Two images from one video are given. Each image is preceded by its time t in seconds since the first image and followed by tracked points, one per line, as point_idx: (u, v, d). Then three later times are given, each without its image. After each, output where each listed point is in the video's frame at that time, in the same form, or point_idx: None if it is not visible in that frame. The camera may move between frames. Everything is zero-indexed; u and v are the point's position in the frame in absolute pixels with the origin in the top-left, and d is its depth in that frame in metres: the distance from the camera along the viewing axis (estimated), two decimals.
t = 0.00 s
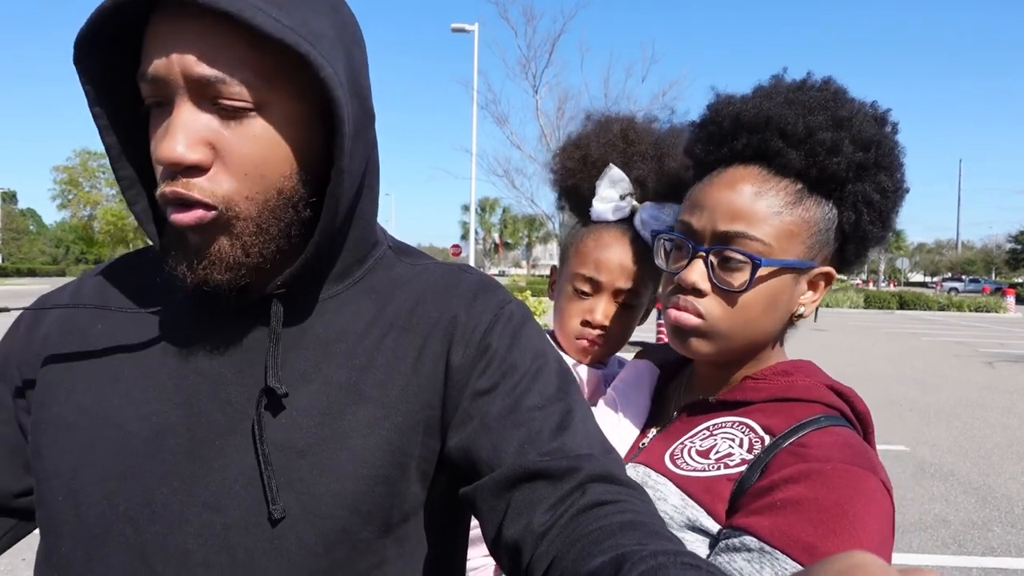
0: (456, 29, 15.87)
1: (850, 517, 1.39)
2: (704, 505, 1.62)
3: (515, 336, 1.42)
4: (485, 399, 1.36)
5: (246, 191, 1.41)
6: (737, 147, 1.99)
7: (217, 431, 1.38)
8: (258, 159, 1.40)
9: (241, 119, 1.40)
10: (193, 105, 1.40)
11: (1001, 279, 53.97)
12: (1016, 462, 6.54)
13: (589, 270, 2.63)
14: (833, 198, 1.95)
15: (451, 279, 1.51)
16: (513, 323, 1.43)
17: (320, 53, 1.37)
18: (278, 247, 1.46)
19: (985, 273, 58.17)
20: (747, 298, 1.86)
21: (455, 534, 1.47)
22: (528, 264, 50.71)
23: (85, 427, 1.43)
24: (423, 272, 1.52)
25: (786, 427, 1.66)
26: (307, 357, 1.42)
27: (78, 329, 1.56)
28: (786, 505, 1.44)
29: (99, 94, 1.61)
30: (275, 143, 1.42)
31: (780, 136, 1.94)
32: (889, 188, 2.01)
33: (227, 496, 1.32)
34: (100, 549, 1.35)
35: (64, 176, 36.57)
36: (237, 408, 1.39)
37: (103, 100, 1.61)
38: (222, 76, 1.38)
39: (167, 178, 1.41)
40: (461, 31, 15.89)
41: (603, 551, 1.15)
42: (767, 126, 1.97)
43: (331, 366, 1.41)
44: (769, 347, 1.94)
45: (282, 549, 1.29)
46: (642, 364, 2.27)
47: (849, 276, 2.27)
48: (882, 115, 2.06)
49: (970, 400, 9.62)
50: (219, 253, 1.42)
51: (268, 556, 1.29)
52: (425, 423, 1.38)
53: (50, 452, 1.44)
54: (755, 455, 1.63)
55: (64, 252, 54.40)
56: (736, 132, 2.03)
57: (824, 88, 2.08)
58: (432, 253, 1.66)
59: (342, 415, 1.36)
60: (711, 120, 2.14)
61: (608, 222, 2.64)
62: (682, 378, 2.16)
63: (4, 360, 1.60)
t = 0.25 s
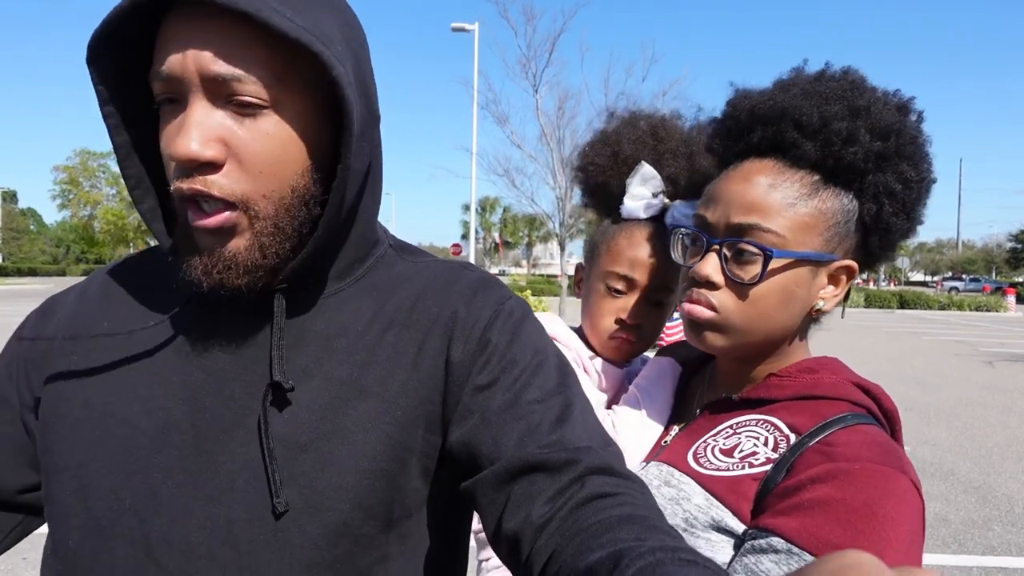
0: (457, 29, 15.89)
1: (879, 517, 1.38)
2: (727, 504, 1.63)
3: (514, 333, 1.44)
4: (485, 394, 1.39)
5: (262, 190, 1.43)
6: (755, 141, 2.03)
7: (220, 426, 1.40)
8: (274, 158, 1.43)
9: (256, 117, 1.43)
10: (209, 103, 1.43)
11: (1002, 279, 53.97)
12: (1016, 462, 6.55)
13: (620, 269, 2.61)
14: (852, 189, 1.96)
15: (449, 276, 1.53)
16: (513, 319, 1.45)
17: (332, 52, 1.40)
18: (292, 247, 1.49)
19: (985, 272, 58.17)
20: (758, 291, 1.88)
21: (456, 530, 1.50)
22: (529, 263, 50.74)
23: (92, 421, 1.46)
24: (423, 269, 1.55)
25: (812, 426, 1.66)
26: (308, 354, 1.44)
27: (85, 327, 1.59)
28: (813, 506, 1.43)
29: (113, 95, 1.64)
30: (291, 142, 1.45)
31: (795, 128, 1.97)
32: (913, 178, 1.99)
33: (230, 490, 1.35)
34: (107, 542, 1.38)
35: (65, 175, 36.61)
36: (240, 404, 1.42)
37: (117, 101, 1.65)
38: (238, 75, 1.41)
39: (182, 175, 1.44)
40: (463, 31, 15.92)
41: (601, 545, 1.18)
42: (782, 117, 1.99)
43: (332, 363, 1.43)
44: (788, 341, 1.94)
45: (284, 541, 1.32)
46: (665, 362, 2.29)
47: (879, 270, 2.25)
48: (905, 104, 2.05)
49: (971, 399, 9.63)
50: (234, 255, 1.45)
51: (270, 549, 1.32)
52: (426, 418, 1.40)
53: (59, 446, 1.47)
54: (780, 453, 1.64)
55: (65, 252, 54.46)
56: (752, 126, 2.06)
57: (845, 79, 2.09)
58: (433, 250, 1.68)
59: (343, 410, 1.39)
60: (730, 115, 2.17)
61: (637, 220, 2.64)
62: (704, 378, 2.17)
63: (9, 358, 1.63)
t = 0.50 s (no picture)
0: (457, 30, 15.89)
1: (909, 510, 1.37)
2: (752, 501, 1.62)
3: (510, 328, 1.42)
4: (481, 389, 1.37)
5: (296, 178, 1.47)
6: (775, 134, 2.01)
7: (219, 425, 1.39)
8: (309, 147, 1.48)
9: (292, 108, 1.47)
10: (245, 93, 1.45)
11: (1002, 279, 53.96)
12: (1016, 463, 6.54)
13: (634, 270, 2.59)
14: (874, 182, 1.94)
15: (446, 273, 1.52)
16: (509, 315, 1.44)
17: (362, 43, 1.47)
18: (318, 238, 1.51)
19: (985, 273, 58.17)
20: (779, 280, 1.86)
21: (459, 530, 1.48)
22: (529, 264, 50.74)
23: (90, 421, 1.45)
24: (419, 267, 1.54)
25: (835, 419, 1.64)
26: (306, 350, 1.43)
27: (83, 329, 1.57)
28: (841, 501, 1.43)
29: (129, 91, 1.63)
30: (323, 132, 1.50)
31: (818, 121, 1.95)
32: (935, 171, 1.97)
33: (231, 489, 1.34)
34: (107, 542, 1.37)
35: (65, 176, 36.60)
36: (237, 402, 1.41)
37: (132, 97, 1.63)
38: (277, 65, 1.44)
39: (216, 165, 1.44)
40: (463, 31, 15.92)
41: (600, 541, 1.17)
42: (804, 110, 1.98)
43: (329, 361, 1.42)
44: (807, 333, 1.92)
45: (286, 539, 1.31)
46: (680, 359, 2.28)
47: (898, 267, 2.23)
48: (928, 98, 2.02)
49: (970, 400, 9.62)
50: (263, 244, 1.45)
51: (271, 548, 1.31)
52: (425, 415, 1.39)
53: (61, 445, 1.46)
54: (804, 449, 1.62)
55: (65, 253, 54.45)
56: (773, 120, 2.05)
57: (866, 71, 2.07)
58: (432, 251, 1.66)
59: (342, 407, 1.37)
60: (750, 109, 2.15)
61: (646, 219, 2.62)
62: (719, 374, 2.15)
63: (11, 360, 1.62)
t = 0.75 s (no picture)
0: (457, 29, 15.88)
1: (910, 502, 1.37)
2: (754, 497, 1.63)
3: (508, 322, 1.43)
4: (479, 381, 1.38)
5: (309, 182, 1.47)
6: (771, 131, 2.02)
7: (223, 422, 1.40)
8: (323, 151, 1.48)
9: (307, 114, 1.47)
10: (259, 100, 1.45)
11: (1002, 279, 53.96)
12: (1016, 462, 6.53)
13: (630, 272, 2.60)
14: (870, 178, 1.94)
15: (446, 271, 1.52)
16: (508, 309, 1.45)
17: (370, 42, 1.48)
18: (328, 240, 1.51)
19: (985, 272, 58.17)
20: (776, 276, 1.87)
21: (462, 527, 1.49)
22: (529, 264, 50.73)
23: (90, 420, 1.45)
24: (420, 265, 1.54)
25: (835, 414, 1.65)
26: (310, 348, 1.44)
27: (84, 325, 1.57)
28: (844, 494, 1.43)
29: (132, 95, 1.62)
30: (335, 136, 1.51)
31: (813, 117, 1.96)
32: (931, 166, 1.97)
33: (236, 485, 1.34)
34: (111, 541, 1.37)
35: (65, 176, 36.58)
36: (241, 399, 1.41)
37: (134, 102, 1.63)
38: (292, 71, 1.45)
39: (231, 171, 1.44)
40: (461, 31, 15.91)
41: (597, 532, 1.16)
42: (800, 107, 1.99)
43: (333, 359, 1.43)
44: (803, 329, 1.92)
45: (293, 536, 1.32)
46: (677, 358, 2.29)
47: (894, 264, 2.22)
48: (923, 94, 2.03)
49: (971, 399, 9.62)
50: (276, 247, 1.45)
51: (279, 544, 1.31)
52: (428, 410, 1.40)
53: (58, 445, 1.45)
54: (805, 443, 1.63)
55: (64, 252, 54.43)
56: (769, 117, 2.06)
57: (862, 68, 2.07)
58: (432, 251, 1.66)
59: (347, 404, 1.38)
60: (746, 107, 2.16)
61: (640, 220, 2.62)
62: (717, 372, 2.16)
63: (4, 354, 1.62)
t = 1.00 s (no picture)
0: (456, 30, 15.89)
1: (896, 502, 1.39)
2: (742, 498, 1.65)
3: (510, 322, 1.45)
4: (481, 383, 1.40)
5: (318, 189, 1.50)
6: (761, 134, 2.04)
7: (225, 425, 1.42)
8: (331, 156, 1.51)
9: (317, 118, 1.50)
10: (270, 103, 1.47)
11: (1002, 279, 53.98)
12: (1016, 463, 6.56)
13: (624, 275, 2.62)
14: (857, 179, 1.96)
15: (447, 273, 1.54)
16: (509, 310, 1.47)
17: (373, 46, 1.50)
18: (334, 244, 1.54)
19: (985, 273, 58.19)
20: (767, 278, 1.89)
21: (462, 528, 1.51)
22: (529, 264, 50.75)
23: (91, 423, 1.47)
24: (422, 267, 1.56)
25: (823, 415, 1.67)
26: (313, 350, 1.46)
27: (83, 325, 1.58)
28: (830, 495, 1.45)
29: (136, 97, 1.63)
30: (344, 140, 1.54)
31: (801, 119, 1.98)
32: (917, 167, 2.00)
33: (239, 488, 1.36)
34: (113, 544, 1.39)
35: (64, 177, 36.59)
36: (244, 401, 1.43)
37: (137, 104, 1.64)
38: (304, 76, 1.47)
39: (242, 176, 1.46)
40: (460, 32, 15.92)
41: (598, 535, 1.18)
42: (788, 109, 2.01)
43: (336, 360, 1.45)
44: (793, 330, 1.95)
45: (297, 538, 1.34)
46: (668, 361, 2.31)
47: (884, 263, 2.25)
48: (908, 95, 2.04)
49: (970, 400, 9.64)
50: (286, 253, 1.47)
51: (283, 547, 1.33)
52: (429, 411, 1.41)
53: (57, 449, 1.47)
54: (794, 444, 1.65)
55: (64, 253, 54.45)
56: (757, 119, 2.07)
57: (847, 70, 2.09)
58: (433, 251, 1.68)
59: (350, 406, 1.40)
60: (734, 110, 2.17)
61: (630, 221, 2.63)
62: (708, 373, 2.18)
63: None
